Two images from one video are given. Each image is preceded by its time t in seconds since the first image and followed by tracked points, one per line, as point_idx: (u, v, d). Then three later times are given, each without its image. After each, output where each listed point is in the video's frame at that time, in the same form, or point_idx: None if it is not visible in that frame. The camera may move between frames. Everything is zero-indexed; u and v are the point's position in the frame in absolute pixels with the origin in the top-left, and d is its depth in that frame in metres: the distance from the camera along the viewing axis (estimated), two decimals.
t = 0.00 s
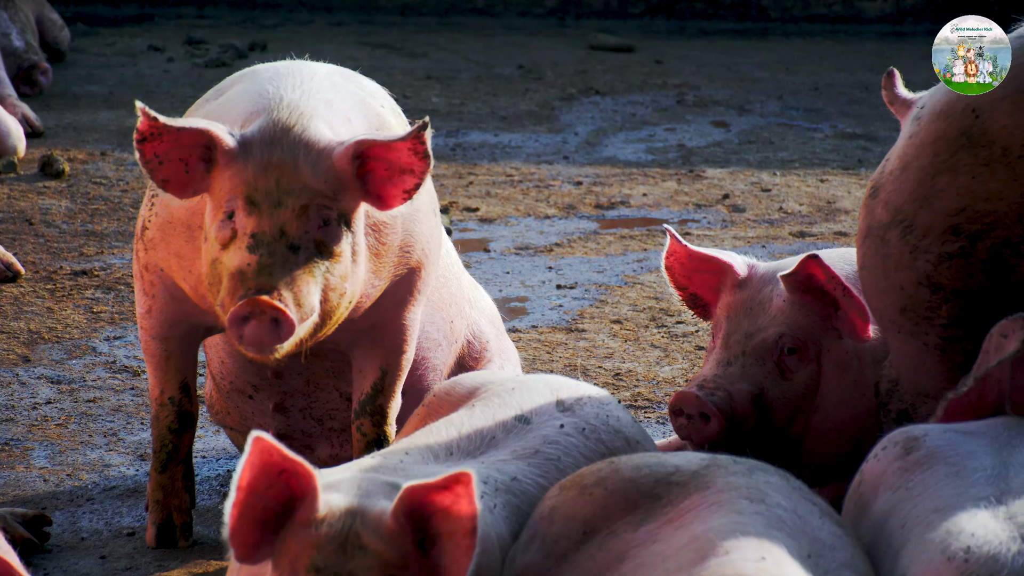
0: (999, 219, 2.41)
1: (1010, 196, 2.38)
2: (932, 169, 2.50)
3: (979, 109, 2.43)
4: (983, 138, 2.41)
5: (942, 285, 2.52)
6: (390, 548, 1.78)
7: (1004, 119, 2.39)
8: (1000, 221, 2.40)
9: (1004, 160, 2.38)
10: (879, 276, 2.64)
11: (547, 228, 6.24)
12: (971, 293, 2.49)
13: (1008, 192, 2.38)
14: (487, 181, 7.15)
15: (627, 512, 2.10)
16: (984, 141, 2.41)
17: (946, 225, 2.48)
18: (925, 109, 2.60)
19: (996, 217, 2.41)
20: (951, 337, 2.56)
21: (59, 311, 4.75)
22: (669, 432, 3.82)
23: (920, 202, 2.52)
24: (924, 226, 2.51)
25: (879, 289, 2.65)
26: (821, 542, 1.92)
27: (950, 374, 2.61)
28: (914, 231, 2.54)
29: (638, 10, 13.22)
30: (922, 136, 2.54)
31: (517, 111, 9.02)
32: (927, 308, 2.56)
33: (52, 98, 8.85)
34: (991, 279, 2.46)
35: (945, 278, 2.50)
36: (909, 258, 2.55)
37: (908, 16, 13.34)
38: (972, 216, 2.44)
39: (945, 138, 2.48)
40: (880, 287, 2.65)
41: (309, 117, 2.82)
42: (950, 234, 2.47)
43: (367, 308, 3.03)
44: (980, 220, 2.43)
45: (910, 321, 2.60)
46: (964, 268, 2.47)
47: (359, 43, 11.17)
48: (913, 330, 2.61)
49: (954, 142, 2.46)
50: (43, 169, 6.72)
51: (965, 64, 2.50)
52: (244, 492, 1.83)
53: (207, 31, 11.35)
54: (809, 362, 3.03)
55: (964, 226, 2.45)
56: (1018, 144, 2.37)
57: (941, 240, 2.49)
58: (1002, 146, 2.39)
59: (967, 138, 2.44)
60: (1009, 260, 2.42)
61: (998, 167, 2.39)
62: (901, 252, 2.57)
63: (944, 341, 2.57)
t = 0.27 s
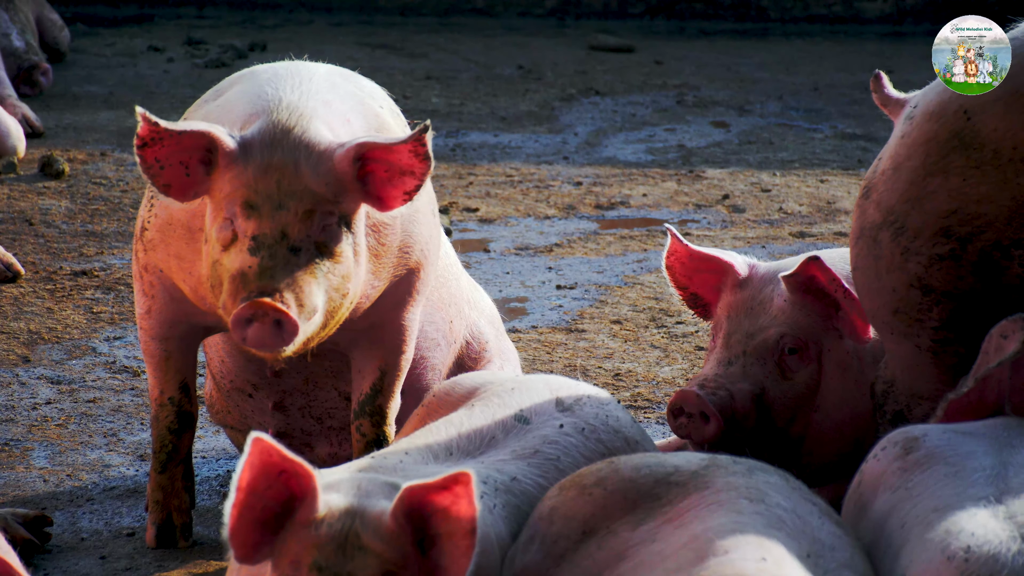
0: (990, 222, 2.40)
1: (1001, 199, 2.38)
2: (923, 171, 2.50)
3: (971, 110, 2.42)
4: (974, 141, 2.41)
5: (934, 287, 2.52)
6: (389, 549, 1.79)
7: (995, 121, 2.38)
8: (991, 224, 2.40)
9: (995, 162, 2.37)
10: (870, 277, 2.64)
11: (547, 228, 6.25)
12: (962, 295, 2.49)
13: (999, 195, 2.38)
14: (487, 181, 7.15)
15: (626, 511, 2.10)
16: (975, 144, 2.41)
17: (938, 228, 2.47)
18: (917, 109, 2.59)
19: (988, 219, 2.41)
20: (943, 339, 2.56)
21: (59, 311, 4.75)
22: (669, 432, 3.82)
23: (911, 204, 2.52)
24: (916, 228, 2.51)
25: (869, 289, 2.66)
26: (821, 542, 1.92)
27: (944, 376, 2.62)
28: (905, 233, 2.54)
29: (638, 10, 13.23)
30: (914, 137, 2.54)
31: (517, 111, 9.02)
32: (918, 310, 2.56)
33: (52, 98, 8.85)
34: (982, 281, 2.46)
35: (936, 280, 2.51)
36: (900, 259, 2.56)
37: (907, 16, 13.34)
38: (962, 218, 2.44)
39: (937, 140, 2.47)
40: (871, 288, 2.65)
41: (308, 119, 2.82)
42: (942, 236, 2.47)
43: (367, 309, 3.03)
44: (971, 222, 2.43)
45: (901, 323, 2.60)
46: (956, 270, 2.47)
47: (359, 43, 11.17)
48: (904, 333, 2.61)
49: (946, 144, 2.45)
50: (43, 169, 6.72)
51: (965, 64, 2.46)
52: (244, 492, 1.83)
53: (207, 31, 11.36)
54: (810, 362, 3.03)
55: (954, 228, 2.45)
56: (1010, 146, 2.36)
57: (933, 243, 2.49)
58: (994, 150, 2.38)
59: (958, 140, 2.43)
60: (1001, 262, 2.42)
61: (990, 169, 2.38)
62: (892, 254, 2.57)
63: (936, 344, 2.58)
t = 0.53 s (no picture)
0: (991, 219, 2.40)
1: (1002, 197, 2.38)
2: (925, 168, 2.50)
3: (972, 108, 2.42)
4: (975, 138, 2.41)
5: (934, 285, 2.52)
6: (389, 549, 1.79)
7: (996, 120, 2.38)
8: (992, 222, 2.40)
9: (996, 161, 2.37)
10: (870, 274, 2.65)
11: (546, 228, 6.25)
12: (963, 293, 2.49)
13: (1000, 193, 2.38)
14: (487, 181, 7.16)
15: (626, 512, 2.10)
16: (976, 141, 2.41)
17: (939, 225, 2.47)
18: (919, 106, 2.60)
19: (989, 217, 2.40)
20: (943, 338, 2.56)
21: (59, 311, 4.75)
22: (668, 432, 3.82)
23: (913, 200, 2.52)
24: (918, 225, 2.51)
25: (870, 286, 2.66)
26: (821, 541, 1.92)
27: (944, 374, 2.62)
28: (906, 230, 2.54)
29: (637, 10, 13.24)
30: (915, 134, 2.54)
31: (516, 112, 9.02)
32: (918, 308, 2.56)
33: (52, 98, 8.85)
34: (982, 279, 2.46)
35: (937, 277, 2.51)
36: (901, 256, 2.56)
37: (907, 17, 13.34)
38: (963, 216, 2.44)
39: (938, 137, 2.48)
40: (871, 284, 2.65)
41: (316, 120, 2.80)
42: (942, 233, 2.47)
43: (369, 311, 3.03)
44: (972, 220, 2.42)
45: (902, 321, 2.60)
46: (957, 268, 2.47)
47: (358, 44, 11.18)
48: (904, 331, 2.61)
49: (947, 141, 2.46)
50: (43, 170, 6.72)
51: (965, 64, 2.47)
52: (243, 492, 1.82)
53: (207, 32, 11.36)
54: (807, 364, 3.03)
55: (955, 225, 2.45)
56: (1011, 144, 2.36)
57: (934, 240, 2.49)
58: (994, 148, 2.38)
59: (959, 138, 2.44)
60: (1002, 260, 2.42)
61: (991, 168, 2.38)
62: (893, 250, 2.57)
63: (937, 343, 2.58)
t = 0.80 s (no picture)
0: (991, 218, 2.40)
1: (1003, 195, 2.38)
2: (925, 166, 2.50)
3: (974, 107, 2.42)
4: (976, 138, 2.41)
5: (934, 283, 2.52)
6: (389, 549, 1.79)
7: (998, 120, 2.38)
8: (992, 220, 2.40)
9: (997, 160, 2.38)
10: (870, 271, 2.65)
11: (546, 228, 6.25)
12: (962, 291, 2.50)
13: (1000, 191, 2.38)
14: (487, 181, 7.16)
15: (626, 512, 2.11)
16: (977, 140, 2.41)
17: (939, 223, 2.47)
18: (921, 105, 2.60)
19: (989, 215, 2.41)
20: (943, 337, 2.56)
21: (59, 311, 4.76)
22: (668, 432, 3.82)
23: (913, 198, 2.52)
24: (917, 223, 2.51)
25: (870, 284, 2.66)
26: (821, 541, 1.92)
27: (944, 373, 2.62)
28: (906, 227, 2.54)
29: (637, 10, 13.23)
30: (917, 132, 2.54)
31: (516, 112, 9.03)
32: (918, 306, 2.56)
33: (52, 98, 8.85)
34: (982, 277, 2.46)
35: (936, 275, 2.51)
36: (900, 254, 2.56)
37: (907, 17, 13.34)
38: (963, 214, 2.44)
39: (939, 136, 2.48)
40: (870, 282, 2.66)
41: (316, 121, 2.81)
42: (942, 232, 2.47)
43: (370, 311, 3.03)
44: (973, 218, 2.42)
45: (901, 319, 2.60)
46: (957, 266, 2.47)
47: (358, 44, 11.18)
48: (903, 330, 2.61)
49: (948, 140, 2.46)
50: (43, 170, 6.72)
51: (965, 64, 2.47)
52: (243, 492, 1.82)
53: (207, 32, 11.36)
54: (805, 365, 3.03)
55: (954, 224, 2.45)
56: (1012, 144, 2.36)
57: (934, 238, 2.49)
58: (995, 146, 2.38)
59: (960, 137, 2.44)
60: (1001, 259, 2.42)
61: (991, 166, 2.38)
62: (892, 248, 2.57)
63: (936, 341, 2.58)
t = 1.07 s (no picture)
0: (990, 217, 2.40)
1: (1002, 195, 2.38)
2: (925, 167, 2.50)
3: (974, 107, 2.42)
4: (976, 138, 2.41)
5: (934, 283, 2.52)
6: (389, 549, 1.79)
7: (998, 119, 2.39)
8: (992, 220, 2.40)
9: (997, 160, 2.38)
10: (870, 271, 2.65)
11: (546, 228, 6.25)
12: (962, 291, 2.50)
13: (1000, 191, 2.38)
14: (487, 181, 7.16)
15: (626, 513, 2.11)
16: (977, 140, 2.41)
17: (938, 223, 2.47)
18: (921, 104, 2.60)
19: (988, 215, 2.41)
20: (942, 336, 2.56)
21: (59, 311, 4.76)
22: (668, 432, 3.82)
23: (913, 198, 2.52)
24: (917, 222, 2.51)
25: (870, 284, 2.66)
26: (820, 541, 1.92)
27: (943, 373, 2.62)
28: (906, 227, 2.54)
29: (637, 11, 13.24)
30: (917, 132, 2.54)
31: (516, 112, 9.03)
32: (918, 306, 2.57)
33: (52, 98, 8.85)
34: (981, 276, 2.46)
35: (936, 275, 2.51)
36: (900, 254, 2.56)
37: (907, 17, 13.34)
38: (963, 214, 2.44)
39: (940, 135, 2.48)
40: (871, 282, 2.65)
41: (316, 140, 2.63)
42: (941, 231, 2.47)
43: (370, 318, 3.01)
44: (973, 218, 2.43)
45: (901, 318, 2.60)
46: (956, 265, 2.47)
47: (358, 44, 11.18)
48: (902, 329, 2.62)
49: (948, 140, 2.46)
50: (43, 170, 6.72)
51: (965, 64, 2.47)
52: (243, 492, 1.82)
53: (207, 32, 11.36)
54: (805, 364, 3.03)
55: (954, 224, 2.45)
56: (1012, 144, 2.36)
57: (934, 237, 2.49)
58: (995, 146, 2.38)
59: (960, 136, 2.44)
60: (1001, 258, 2.42)
61: (992, 166, 2.39)
62: (892, 248, 2.57)
63: (935, 341, 2.58)
